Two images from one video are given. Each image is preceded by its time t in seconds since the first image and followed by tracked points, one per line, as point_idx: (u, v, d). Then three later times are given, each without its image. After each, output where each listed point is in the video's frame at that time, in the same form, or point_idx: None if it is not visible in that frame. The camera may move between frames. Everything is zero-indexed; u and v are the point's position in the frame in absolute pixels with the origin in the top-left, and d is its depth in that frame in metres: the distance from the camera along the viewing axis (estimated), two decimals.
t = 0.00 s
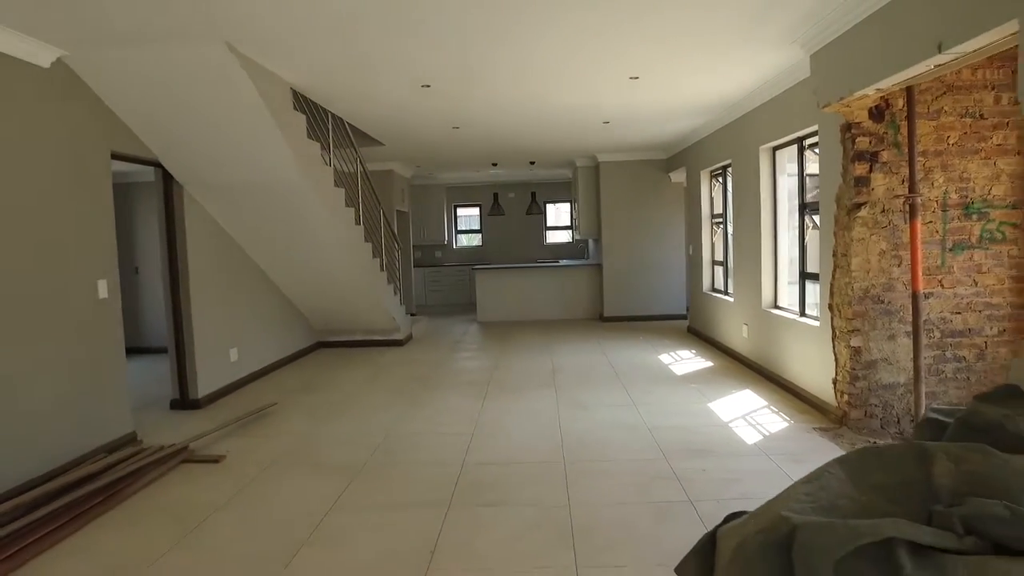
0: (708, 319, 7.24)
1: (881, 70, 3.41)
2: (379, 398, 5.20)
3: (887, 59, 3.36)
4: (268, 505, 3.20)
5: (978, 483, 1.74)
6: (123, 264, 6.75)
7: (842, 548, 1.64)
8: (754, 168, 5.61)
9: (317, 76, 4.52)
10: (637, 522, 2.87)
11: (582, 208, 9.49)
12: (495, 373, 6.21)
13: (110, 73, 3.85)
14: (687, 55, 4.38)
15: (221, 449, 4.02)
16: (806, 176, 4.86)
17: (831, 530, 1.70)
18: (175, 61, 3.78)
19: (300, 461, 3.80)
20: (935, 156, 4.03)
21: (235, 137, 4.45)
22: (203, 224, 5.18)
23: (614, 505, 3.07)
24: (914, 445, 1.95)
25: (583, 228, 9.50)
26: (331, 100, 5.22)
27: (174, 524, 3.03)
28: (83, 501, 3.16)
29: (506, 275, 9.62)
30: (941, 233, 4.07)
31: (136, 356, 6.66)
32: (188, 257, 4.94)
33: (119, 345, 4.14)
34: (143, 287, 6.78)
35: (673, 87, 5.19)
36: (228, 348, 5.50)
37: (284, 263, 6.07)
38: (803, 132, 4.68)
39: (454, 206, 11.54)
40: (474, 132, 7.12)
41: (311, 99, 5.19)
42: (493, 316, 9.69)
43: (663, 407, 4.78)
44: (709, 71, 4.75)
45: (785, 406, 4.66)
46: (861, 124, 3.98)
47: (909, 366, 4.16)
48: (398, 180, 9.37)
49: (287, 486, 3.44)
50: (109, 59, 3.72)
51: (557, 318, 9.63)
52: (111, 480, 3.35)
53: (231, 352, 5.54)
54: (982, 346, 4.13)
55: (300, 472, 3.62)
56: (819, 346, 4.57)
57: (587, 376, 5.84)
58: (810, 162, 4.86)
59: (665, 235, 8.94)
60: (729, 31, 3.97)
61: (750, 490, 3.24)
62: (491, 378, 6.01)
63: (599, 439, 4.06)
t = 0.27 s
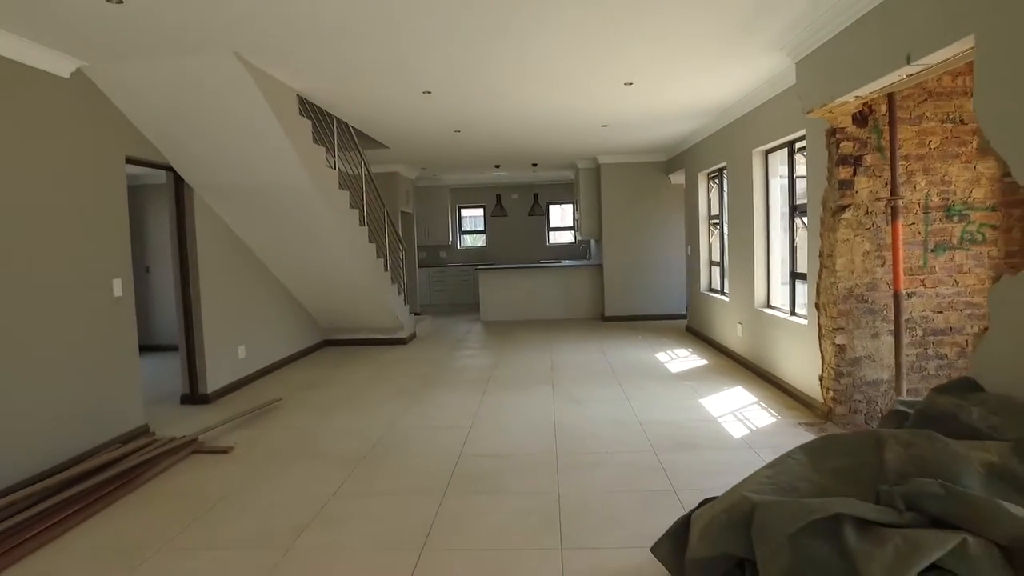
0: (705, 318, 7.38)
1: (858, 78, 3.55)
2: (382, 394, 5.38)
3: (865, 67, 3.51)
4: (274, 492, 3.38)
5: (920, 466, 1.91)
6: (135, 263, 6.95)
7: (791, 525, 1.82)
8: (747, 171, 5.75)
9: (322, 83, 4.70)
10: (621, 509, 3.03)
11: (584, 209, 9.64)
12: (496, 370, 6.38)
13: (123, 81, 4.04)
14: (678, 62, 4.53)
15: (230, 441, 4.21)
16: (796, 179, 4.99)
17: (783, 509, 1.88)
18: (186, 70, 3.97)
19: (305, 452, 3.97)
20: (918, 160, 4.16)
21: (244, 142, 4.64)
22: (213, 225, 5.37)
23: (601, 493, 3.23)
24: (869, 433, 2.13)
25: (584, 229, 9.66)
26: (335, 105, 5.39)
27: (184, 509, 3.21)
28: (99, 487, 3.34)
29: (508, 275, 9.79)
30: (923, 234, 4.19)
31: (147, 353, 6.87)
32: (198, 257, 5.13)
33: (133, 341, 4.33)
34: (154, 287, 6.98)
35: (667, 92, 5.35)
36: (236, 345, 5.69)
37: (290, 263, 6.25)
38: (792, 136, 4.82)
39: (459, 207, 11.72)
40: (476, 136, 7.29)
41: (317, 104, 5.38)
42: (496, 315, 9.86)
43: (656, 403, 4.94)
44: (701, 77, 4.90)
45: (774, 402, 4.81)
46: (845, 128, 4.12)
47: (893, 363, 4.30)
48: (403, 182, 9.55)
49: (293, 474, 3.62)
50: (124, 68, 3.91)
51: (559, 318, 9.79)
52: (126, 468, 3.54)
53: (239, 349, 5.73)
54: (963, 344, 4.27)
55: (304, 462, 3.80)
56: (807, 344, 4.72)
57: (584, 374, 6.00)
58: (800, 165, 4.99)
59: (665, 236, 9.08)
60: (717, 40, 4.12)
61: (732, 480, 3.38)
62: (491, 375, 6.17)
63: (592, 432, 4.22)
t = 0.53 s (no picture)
0: (704, 317, 7.49)
1: (842, 83, 3.67)
2: (385, 390, 5.53)
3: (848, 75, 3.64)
4: (280, 481, 3.53)
5: (882, 452, 2.05)
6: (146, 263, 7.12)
7: (762, 506, 1.96)
8: (743, 173, 5.87)
9: (328, 88, 4.85)
10: (612, 497, 3.16)
11: (586, 210, 9.76)
12: (497, 368, 6.51)
13: (135, 86, 4.19)
14: (673, 67, 4.66)
15: (238, 434, 4.36)
16: (790, 180, 5.10)
17: (755, 491, 2.01)
18: (198, 76, 4.13)
19: (310, 444, 4.12)
20: (906, 162, 4.26)
21: (252, 146, 4.80)
22: (221, 226, 5.53)
23: (593, 483, 3.36)
24: (839, 423, 2.26)
25: (586, 231, 9.75)
26: (340, 108, 5.54)
27: (193, 497, 3.36)
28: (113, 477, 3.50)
29: (511, 274, 9.92)
30: (911, 235, 4.26)
31: (157, 351, 7.03)
32: (207, 256, 5.29)
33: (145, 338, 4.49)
34: (164, 286, 7.15)
35: (663, 96, 5.47)
36: (244, 342, 5.85)
37: (296, 263, 6.41)
38: (785, 138, 4.93)
39: (463, 208, 11.86)
40: (478, 137, 7.43)
41: (322, 108, 5.52)
42: (499, 314, 10.00)
43: (652, 399, 5.07)
44: (696, 82, 5.03)
45: (767, 399, 4.93)
46: (834, 132, 4.23)
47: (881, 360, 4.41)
48: (408, 183, 9.70)
49: (298, 465, 3.76)
50: (139, 75, 4.08)
51: (562, 316, 9.92)
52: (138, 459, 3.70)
53: (246, 346, 5.89)
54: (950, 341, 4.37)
55: (308, 454, 3.94)
56: (799, 341, 4.83)
57: (583, 371, 6.13)
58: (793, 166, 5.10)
59: (665, 236, 9.20)
60: (709, 46, 4.24)
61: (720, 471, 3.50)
62: (492, 371, 6.31)
63: (587, 427, 4.35)
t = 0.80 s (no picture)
0: (709, 317, 7.61)
1: (835, 90, 3.80)
2: (396, 386, 5.70)
3: (839, 83, 3.78)
4: (294, 470, 3.71)
5: (857, 442, 2.19)
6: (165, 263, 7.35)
7: (743, 491, 2.09)
8: (745, 176, 6.00)
9: (341, 95, 5.03)
10: (609, 488, 3.31)
11: (594, 212, 9.89)
12: (505, 366, 6.67)
13: (156, 93, 4.38)
14: (674, 74, 4.80)
15: (254, 427, 4.55)
16: (789, 183, 5.22)
17: (737, 478, 2.15)
18: (216, 85, 4.33)
19: (323, 437, 4.30)
20: (901, 166, 4.37)
21: (267, 151, 4.99)
22: (238, 227, 5.73)
23: (592, 475, 3.51)
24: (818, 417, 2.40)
25: (594, 232, 9.88)
26: (352, 114, 5.72)
27: (212, 484, 3.53)
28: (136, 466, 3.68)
29: (520, 275, 10.09)
30: (907, 237, 4.34)
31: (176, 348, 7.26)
32: (224, 257, 5.49)
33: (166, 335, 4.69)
34: (182, 285, 7.37)
35: (666, 101, 5.61)
36: (260, 339, 6.04)
37: (310, 264, 6.60)
38: (785, 142, 5.05)
39: (473, 209, 12.04)
40: (487, 141, 7.60)
41: (335, 114, 5.71)
42: (509, 313, 10.16)
43: (654, 396, 5.21)
44: (697, 88, 5.17)
45: (766, 397, 5.06)
46: (830, 137, 4.37)
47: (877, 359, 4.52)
48: (419, 185, 9.88)
49: (311, 456, 3.94)
50: (161, 84, 4.28)
51: (570, 316, 10.07)
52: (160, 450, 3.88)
53: (262, 343, 6.09)
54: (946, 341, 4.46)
55: (321, 445, 4.12)
56: (798, 341, 4.96)
57: (589, 369, 6.28)
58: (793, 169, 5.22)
59: (672, 238, 9.33)
60: (708, 53, 4.38)
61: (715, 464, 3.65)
62: (500, 369, 6.47)
63: (590, 422, 4.50)
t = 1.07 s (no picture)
0: (719, 317, 7.72)
1: (835, 98, 3.93)
2: (412, 382, 5.89)
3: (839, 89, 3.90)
4: (315, 458, 3.90)
5: (843, 431, 2.33)
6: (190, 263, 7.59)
7: (735, 475, 2.26)
8: (754, 178, 6.12)
9: (360, 101, 5.22)
10: (615, 477, 3.46)
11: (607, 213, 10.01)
12: (518, 363, 6.84)
13: (186, 100, 4.59)
14: (682, 80, 4.94)
15: (277, 419, 4.75)
16: (796, 184, 5.34)
17: (731, 463, 2.30)
18: (242, 92, 4.54)
19: (342, 428, 4.49)
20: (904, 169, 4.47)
21: (290, 154, 5.19)
22: (261, 228, 5.94)
23: (599, 465, 3.67)
24: (809, 408, 2.55)
25: (607, 232, 10.01)
26: (371, 118, 5.91)
27: (239, 467, 3.72)
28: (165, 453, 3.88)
29: (535, 275, 10.25)
30: (908, 238, 4.39)
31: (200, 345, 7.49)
32: (248, 256, 5.71)
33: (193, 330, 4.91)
34: (206, 284, 7.61)
35: (675, 105, 5.75)
36: (281, 336, 6.26)
37: (329, 263, 6.80)
38: (791, 145, 5.18)
39: (489, 210, 12.21)
40: (501, 143, 7.77)
41: (355, 118, 5.91)
42: (523, 312, 10.32)
43: (662, 392, 5.35)
44: (705, 92, 5.30)
45: (772, 394, 5.18)
46: (834, 141, 4.51)
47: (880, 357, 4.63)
48: (435, 186, 10.07)
49: (331, 445, 4.13)
50: (189, 91, 4.49)
51: (583, 316, 10.21)
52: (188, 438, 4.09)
53: (283, 340, 6.30)
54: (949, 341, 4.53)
55: (341, 436, 4.30)
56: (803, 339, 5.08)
57: (600, 367, 6.43)
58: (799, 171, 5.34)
59: (684, 238, 9.44)
60: (716, 59, 4.51)
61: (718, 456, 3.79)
62: (513, 366, 6.64)
63: (599, 417, 4.65)
